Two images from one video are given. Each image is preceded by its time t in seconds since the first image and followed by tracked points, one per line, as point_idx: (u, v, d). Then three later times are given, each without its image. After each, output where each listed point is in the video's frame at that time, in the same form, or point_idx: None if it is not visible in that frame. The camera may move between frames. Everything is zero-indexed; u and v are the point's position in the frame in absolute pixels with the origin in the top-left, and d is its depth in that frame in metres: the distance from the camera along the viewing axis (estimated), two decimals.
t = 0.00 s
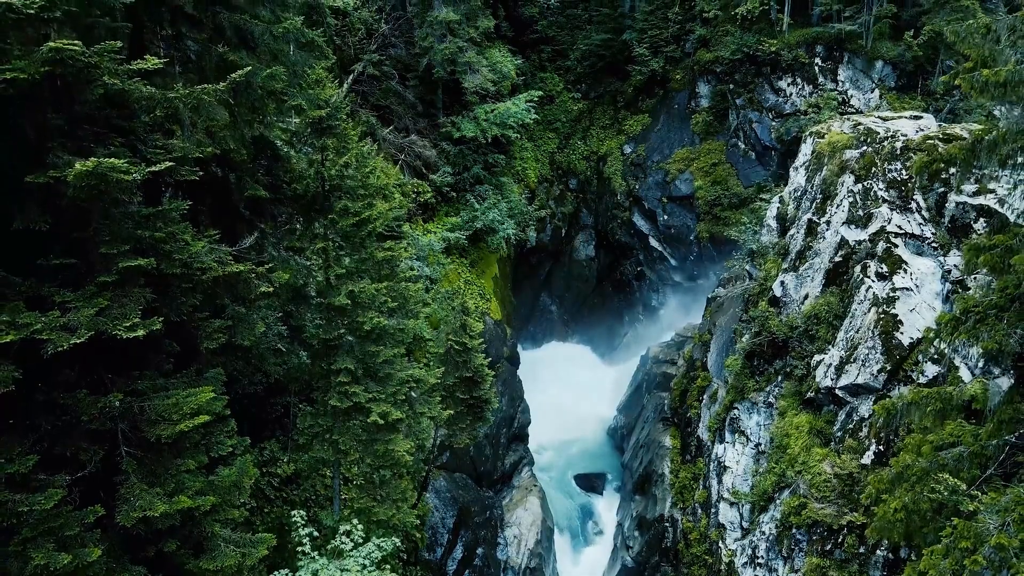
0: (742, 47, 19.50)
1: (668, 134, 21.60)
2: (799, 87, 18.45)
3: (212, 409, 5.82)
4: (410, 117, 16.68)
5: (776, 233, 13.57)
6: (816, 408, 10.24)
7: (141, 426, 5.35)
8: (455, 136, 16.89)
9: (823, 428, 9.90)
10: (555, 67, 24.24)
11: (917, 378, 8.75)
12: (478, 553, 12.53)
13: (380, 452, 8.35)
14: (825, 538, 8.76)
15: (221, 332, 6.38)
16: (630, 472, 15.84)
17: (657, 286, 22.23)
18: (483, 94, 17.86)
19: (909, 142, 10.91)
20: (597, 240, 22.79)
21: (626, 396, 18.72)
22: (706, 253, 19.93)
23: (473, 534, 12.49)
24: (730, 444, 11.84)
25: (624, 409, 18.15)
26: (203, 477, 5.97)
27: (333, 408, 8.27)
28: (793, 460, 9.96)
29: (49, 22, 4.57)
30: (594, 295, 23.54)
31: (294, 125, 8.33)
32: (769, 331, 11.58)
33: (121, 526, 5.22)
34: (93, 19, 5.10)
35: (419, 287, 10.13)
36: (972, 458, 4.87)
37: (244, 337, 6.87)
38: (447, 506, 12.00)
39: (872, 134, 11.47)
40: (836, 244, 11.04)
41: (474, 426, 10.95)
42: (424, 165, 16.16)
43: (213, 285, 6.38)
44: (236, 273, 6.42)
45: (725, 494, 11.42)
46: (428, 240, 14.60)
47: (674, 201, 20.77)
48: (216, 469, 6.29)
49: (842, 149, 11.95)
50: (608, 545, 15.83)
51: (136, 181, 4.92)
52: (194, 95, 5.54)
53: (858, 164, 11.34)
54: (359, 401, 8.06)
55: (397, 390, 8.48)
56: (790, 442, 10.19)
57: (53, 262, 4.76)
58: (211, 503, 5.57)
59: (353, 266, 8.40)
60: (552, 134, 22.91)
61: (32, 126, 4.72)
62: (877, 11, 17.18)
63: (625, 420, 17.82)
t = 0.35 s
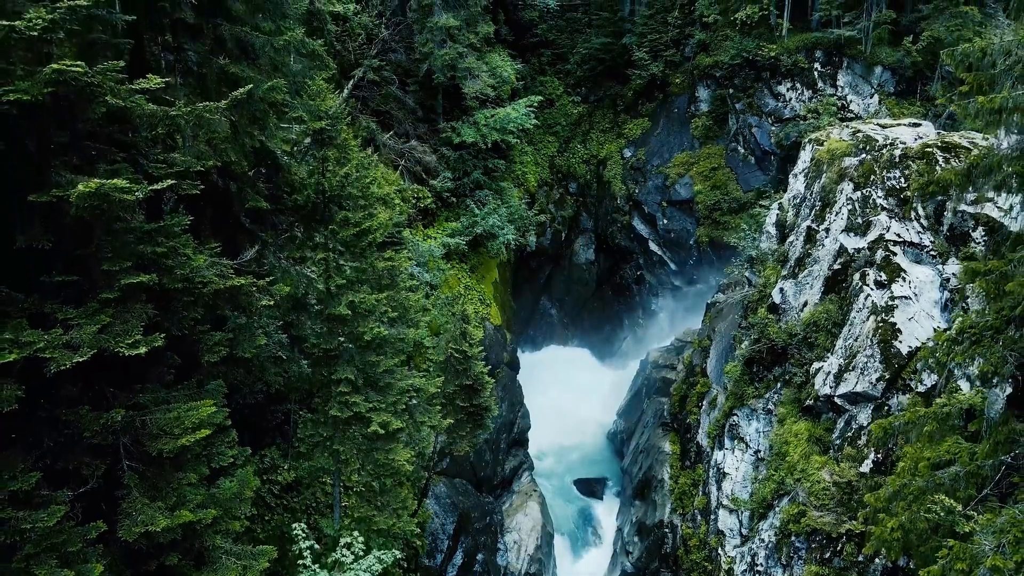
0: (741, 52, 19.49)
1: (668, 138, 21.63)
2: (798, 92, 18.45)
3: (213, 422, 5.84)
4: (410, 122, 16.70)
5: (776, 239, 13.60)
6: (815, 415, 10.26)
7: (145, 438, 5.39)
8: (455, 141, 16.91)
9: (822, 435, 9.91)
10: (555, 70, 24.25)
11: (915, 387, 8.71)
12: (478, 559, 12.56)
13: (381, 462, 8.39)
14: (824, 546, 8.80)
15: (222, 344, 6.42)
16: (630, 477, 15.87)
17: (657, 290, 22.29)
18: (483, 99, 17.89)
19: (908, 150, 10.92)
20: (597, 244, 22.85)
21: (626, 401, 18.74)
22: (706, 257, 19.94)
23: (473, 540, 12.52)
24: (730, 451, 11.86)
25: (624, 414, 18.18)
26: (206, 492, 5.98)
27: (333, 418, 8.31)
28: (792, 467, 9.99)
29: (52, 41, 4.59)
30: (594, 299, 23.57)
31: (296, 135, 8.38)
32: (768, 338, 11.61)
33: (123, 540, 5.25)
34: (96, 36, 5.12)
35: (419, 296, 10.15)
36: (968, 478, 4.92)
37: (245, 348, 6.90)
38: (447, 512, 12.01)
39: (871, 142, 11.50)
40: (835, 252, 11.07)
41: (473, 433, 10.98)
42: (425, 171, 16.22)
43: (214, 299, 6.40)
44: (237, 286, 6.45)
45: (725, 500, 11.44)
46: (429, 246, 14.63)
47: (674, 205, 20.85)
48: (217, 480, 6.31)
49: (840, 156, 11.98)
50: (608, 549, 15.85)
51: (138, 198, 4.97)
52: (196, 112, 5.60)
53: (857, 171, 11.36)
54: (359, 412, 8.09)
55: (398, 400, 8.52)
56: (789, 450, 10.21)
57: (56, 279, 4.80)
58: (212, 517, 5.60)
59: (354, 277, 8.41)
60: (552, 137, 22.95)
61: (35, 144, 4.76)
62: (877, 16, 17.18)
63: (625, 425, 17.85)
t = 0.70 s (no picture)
0: (741, 58, 19.60)
1: (668, 143, 21.67)
2: (797, 98, 18.54)
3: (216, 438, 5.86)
4: (410, 128, 16.73)
5: (775, 247, 13.64)
6: (813, 424, 10.28)
7: (148, 455, 5.42)
8: (455, 147, 16.94)
9: (821, 445, 9.93)
10: (555, 74, 24.27)
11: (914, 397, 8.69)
12: (478, 566, 12.59)
13: (381, 473, 8.44)
14: (823, 556, 8.83)
15: (224, 359, 6.43)
16: (630, 483, 15.91)
17: (656, 294, 22.35)
18: (483, 105, 17.94)
19: (907, 159, 10.94)
20: (597, 248, 22.93)
21: (625, 406, 18.78)
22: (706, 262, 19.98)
23: (473, 547, 12.55)
24: (729, 458, 11.89)
25: (624, 419, 18.23)
26: (208, 507, 6.00)
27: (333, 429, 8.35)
28: (791, 476, 10.02)
29: (56, 65, 4.62)
30: (594, 303, 23.62)
31: (296, 147, 8.40)
32: (767, 346, 11.65)
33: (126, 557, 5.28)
34: (99, 56, 5.14)
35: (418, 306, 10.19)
36: (964, 501, 4.95)
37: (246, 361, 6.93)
38: (447, 519, 12.03)
39: (870, 151, 11.53)
40: (833, 261, 11.10)
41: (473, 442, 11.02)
42: (425, 177, 16.26)
43: (215, 314, 6.42)
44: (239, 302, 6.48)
45: (724, 508, 11.48)
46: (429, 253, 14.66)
47: (674, 210, 20.86)
48: (219, 495, 6.34)
49: (839, 165, 12.01)
50: (608, 555, 15.89)
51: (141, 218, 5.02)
52: (198, 132, 5.56)
53: (855, 181, 11.38)
54: (359, 423, 8.13)
55: (398, 412, 8.57)
56: (788, 459, 10.23)
57: (59, 299, 4.85)
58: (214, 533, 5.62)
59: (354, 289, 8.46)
60: (552, 141, 23.00)
61: (39, 164, 4.82)
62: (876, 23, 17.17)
63: (625, 430, 17.88)
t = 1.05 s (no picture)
0: (740, 63, 19.65)
1: (668, 147, 21.71)
2: (796, 103, 18.56)
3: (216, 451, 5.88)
4: (410, 134, 16.77)
5: (774, 254, 13.67)
6: (812, 432, 10.31)
7: (149, 469, 5.44)
8: (455, 152, 16.98)
9: (820, 452, 9.96)
10: (554, 78, 24.30)
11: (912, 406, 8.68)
12: (478, 571, 12.62)
13: (382, 482, 8.46)
14: (821, 564, 8.86)
15: (225, 371, 6.45)
16: (630, 488, 15.94)
17: (656, 298, 22.41)
18: (483, 109, 17.97)
19: (906, 167, 10.96)
20: (597, 252, 23.00)
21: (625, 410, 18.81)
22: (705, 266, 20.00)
23: (473, 553, 12.59)
24: (729, 465, 11.92)
25: (624, 424, 18.27)
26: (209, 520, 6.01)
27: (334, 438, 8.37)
28: (790, 484, 10.05)
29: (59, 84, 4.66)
30: (594, 307, 23.69)
31: (297, 157, 8.43)
32: (767, 353, 11.68)
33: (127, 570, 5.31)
34: (101, 73, 5.17)
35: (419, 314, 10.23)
36: (960, 520, 5.01)
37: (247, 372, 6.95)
38: (447, 525, 12.06)
39: (869, 159, 11.56)
40: (832, 268, 11.13)
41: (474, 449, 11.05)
42: (425, 182, 16.30)
43: (216, 326, 6.44)
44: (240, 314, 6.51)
45: (723, 515, 11.51)
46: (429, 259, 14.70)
47: (674, 215, 20.89)
48: (220, 506, 6.36)
49: (839, 173, 12.05)
50: (608, 560, 15.90)
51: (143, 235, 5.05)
52: (201, 149, 5.61)
53: (854, 188, 11.41)
54: (360, 433, 8.16)
55: (399, 421, 8.59)
56: (787, 467, 10.26)
57: (61, 315, 4.89)
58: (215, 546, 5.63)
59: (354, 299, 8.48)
60: (552, 145, 23.03)
61: (42, 182, 4.85)
62: (876, 28, 17.17)
63: (625, 435, 17.92)
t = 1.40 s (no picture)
0: (740, 67, 19.72)
1: (668, 151, 21.76)
2: (796, 108, 18.62)
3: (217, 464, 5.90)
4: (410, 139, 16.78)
5: (773, 260, 13.69)
6: (811, 440, 10.33)
7: (150, 484, 5.47)
8: (455, 158, 17.00)
9: (819, 460, 9.98)
10: (554, 81, 24.27)
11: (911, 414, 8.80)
12: None
13: (382, 491, 8.50)
14: (820, 572, 8.89)
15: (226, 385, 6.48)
16: (630, 493, 15.95)
17: (655, 302, 22.43)
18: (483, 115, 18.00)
19: (904, 176, 11.00)
20: (597, 256, 23.01)
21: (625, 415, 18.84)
22: (705, 271, 20.04)
23: (473, 559, 12.63)
24: (728, 471, 11.93)
25: (624, 428, 18.30)
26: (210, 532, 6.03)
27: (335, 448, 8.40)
28: (789, 492, 10.09)
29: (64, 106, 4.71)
30: (594, 310, 23.70)
31: (297, 168, 8.45)
32: (766, 360, 11.70)
33: None
34: (104, 93, 5.19)
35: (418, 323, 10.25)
36: (957, 540, 5.08)
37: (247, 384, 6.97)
38: (447, 532, 12.10)
39: (868, 167, 11.60)
40: (831, 276, 11.15)
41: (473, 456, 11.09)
42: (425, 188, 16.31)
43: (217, 340, 6.46)
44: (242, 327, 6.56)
45: (723, 522, 11.53)
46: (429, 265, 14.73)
47: (673, 219, 20.96)
48: (221, 519, 6.39)
49: (838, 180, 12.09)
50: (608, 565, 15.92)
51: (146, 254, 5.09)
52: (203, 167, 5.68)
53: (853, 196, 11.44)
54: (360, 443, 8.19)
55: (399, 431, 8.63)
56: (786, 475, 10.30)
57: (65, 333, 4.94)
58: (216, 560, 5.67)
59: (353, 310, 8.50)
60: (552, 148, 23.03)
61: (44, 202, 4.89)
62: (875, 35, 17.24)
63: (625, 440, 17.94)
